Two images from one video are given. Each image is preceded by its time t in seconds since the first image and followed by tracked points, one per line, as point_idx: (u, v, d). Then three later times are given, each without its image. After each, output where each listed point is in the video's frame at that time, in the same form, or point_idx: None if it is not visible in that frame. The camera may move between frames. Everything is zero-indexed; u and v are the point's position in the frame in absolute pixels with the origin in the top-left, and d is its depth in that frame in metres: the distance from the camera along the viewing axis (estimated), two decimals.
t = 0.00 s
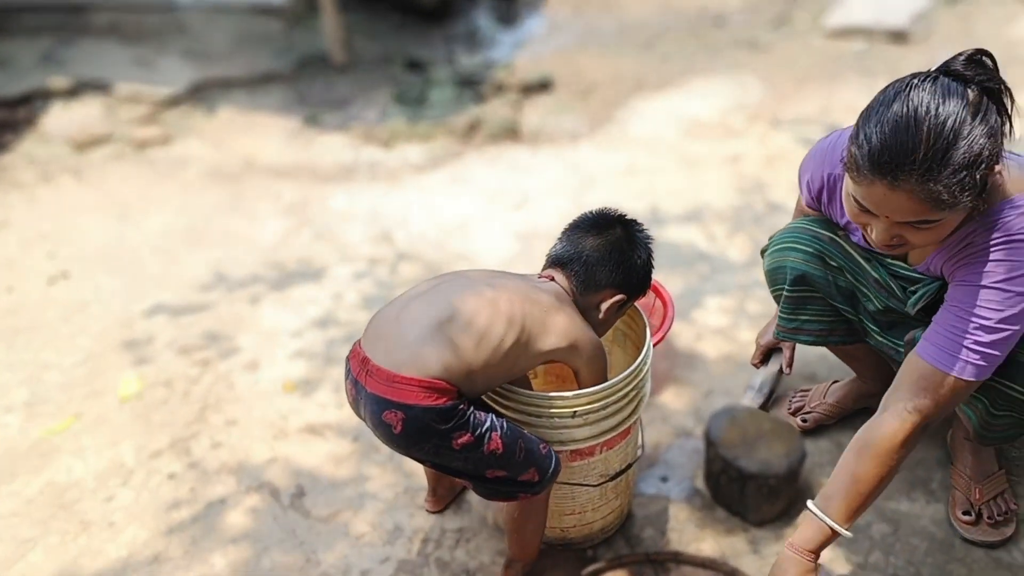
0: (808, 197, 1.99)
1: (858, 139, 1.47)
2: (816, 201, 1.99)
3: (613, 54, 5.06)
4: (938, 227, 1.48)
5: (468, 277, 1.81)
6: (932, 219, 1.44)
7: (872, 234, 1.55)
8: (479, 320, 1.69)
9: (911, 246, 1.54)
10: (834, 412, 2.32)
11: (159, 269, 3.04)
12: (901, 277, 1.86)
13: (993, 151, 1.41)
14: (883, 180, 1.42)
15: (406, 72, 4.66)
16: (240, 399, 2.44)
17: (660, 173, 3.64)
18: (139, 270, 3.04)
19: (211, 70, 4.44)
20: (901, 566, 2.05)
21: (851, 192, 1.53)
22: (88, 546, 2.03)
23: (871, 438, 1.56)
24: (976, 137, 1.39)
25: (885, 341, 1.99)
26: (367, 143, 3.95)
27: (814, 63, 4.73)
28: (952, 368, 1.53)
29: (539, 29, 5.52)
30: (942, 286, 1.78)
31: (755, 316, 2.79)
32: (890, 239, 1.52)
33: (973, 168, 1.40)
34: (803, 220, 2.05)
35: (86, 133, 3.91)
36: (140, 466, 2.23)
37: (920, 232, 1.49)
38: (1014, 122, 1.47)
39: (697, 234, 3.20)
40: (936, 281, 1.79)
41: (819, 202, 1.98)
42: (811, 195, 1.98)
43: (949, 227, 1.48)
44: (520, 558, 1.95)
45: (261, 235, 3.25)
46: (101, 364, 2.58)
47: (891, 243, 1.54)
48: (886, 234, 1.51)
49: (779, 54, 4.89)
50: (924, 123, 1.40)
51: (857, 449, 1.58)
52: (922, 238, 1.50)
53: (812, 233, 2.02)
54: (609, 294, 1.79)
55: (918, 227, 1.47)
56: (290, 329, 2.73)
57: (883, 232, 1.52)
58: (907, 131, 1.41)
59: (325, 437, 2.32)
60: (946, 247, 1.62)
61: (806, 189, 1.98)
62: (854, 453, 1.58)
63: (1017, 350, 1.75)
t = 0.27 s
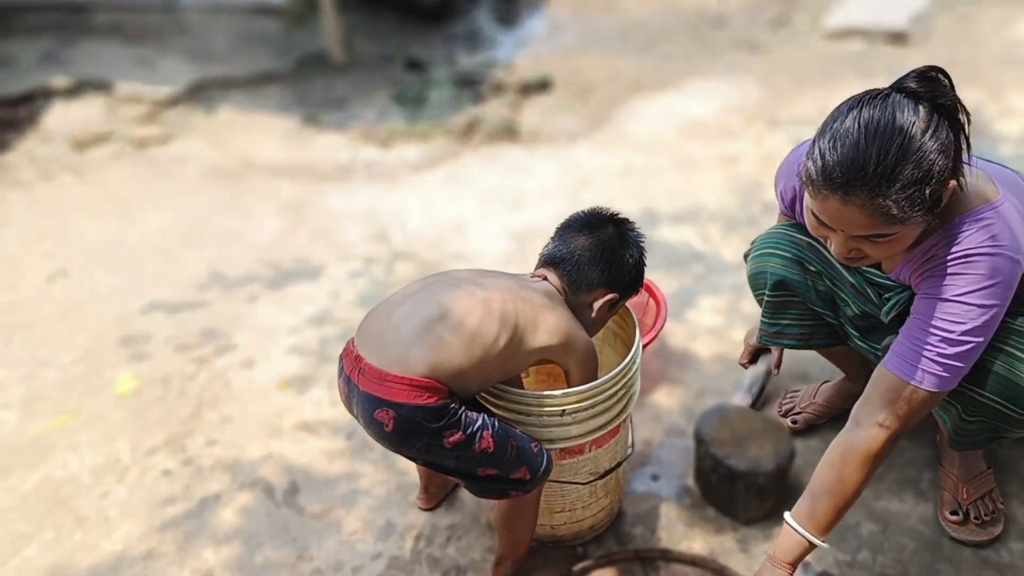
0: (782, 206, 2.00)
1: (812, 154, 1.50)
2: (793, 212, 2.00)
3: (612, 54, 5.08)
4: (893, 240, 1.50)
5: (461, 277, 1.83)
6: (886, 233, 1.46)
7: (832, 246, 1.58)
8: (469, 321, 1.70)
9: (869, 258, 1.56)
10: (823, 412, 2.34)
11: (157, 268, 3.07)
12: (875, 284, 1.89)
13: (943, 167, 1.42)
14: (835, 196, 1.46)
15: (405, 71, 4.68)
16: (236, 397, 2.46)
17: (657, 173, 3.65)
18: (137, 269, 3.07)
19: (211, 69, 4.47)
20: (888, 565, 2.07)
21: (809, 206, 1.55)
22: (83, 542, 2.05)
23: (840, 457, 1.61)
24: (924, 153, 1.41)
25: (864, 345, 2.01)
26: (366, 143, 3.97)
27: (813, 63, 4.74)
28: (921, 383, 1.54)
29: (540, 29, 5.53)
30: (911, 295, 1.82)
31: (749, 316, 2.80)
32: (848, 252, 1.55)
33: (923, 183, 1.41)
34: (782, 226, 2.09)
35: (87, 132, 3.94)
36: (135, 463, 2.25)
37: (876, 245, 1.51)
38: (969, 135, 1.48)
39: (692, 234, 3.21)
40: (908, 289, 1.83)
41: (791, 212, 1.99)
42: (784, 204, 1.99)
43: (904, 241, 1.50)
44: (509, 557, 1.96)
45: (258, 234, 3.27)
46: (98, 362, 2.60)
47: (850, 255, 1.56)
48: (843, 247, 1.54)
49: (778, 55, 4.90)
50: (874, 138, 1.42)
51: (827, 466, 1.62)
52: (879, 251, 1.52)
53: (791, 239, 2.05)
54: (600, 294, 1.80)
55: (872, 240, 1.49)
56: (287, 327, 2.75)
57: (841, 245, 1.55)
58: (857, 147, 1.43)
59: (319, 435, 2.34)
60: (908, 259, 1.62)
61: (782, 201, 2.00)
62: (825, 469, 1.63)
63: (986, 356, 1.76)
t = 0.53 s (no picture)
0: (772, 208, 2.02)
1: (784, 152, 1.52)
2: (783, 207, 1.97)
3: (612, 54, 5.08)
4: (869, 235, 1.50)
5: (454, 274, 1.84)
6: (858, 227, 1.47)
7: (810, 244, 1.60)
8: (457, 317, 1.72)
9: (849, 256, 1.57)
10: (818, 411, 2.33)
11: (155, 266, 3.08)
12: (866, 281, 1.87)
13: (911, 163, 1.43)
14: (806, 193, 1.47)
15: (405, 70, 4.69)
16: (232, 394, 2.47)
17: (655, 172, 3.66)
18: (136, 266, 3.08)
19: (211, 68, 4.48)
20: (881, 563, 2.07)
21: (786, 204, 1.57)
22: (78, 538, 2.06)
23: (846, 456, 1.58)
24: (891, 148, 1.42)
25: (855, 338, 2.01)
26: (365, 142, 3.97)
27: (812, 63, 4.74)
28: (911, 378, 1.54)
29: (540, 28, 5.54)
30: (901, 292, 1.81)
31: (745, 315, 2.80)
32: (825, 248, 1.56)
33: (891, 177, 1.42)
34: (776, 219, 2.09)
35: (86, 130, 3.94)
36: (131, 460, 2.26)
37: (851, 240, 1.52)
38: (941, 132, 1.49)
39: (690, 233, 3.22)
40: (897, 286, 1.82)
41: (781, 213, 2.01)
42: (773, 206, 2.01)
43: (880, 236, 1.51)
44: (504, 555, 1.96)
45: (256, 232, 3.28)
46: (95, 359, 2.61)
47: (828, 251, 1.57)
48: (820, 243, 1.55)
49: (778, 54, 4.91)
50: (841, 134, 1.43)
51: (835, 464, 1.60)
52: (855, 247, 1.53)
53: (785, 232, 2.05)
54: (592, 279, 1.78)
55: (847, 236, 1.50)
56: (284, 325, 2.76)
57: (819, 241, 1.56)
58: (824, 143, 1.44)
59: (315, 432, 2.35)
60: (896, 257, 1.64)
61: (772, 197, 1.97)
62: (832, 468, 1.60)
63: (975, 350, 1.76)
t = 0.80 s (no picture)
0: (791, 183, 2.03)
1: (797, 104, 1.49)
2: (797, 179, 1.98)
3: (609, 48, 5.03)
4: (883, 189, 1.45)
5: (438, 271, 1.80)
6: (870, 177, 1.42)
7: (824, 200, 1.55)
8: (437, 316, 1.68)
9: (864, 214, 1.52)
10: (819, 409, 2.29)
11: (143, 262, 3.03)
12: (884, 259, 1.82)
13: (924, 112, 1.38)
14: (816, 139, 1.43)
15: (399, 65, 4.63)
16: (220, 394, 2.43)
17: (652, 167, 3.60)
18: (124, 263, 3.03)
19: (203, 62, 4.42)
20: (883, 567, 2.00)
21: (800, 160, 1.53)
22: (59, 542, 2.01)
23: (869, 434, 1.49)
24: (901, 94, 1.38)
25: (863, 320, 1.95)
26: (358, 137, 3.92)
27: (811, 58, 4.68)
28: (939, 347, 1.48)
29: (537, 23, 5.48)
30: (920, 267, 1.76)
31: (744, 312, 2.75)
32: (838, 204, 1.51)
33: (903, 122, 1.38)
34: (794, 193, 2.03)
35: (75, 125, 3.89)
36: (115, 460, 2.21)
37: (862, 196, 1.47)
38: (960, 85, 1.44)
39: (687, 229, 3.17)
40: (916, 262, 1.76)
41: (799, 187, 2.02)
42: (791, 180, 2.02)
43: (895, 189, 1.45)
44: (494, 558, 1.92)
45: (247, 228, 3.23)
46: (80, 357, 2.57)
47: (840, 209, 1.53)
48: (832, 198, 1.50)
49: (777, 48, 4.85)
50: (853, 80, 1.40)
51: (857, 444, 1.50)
52: (868, 202, 1.48)
53: (801, 206, 1.99)
54: (586, 284, 1.73)
55: (860, 188, 1.45)
56: (274, 322, 2.71)
57: (831, 197, 1.51)
58: (837, 89, 1.41)
59: (304, 432, 2.31)
60: (921, 224, 1.63)
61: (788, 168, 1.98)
62: (855, 448, 1.50)
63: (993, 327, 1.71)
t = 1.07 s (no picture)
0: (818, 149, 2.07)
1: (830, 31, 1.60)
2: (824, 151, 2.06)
3: (600, 43, 4.95)
4: (910, 106, 1.53)
5: (422, 276, 1.72)
6: (898, 89, 1.50)
7: (850, 127, 1.62)
8: (424, 323, 1.60)
9: (889, 140, 1.59)
10: (814, 411, 2.23)
11: (119, 263, 2.95)
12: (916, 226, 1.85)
13: (953, 26, 1.49)
14: (847, 52, 1.53)
15: (386, 60, 4.55)
16: (196, 399, 2.35)
17: (644, 164, 3.53)
18: (99, 264, 2.95)
19: (184, 57, 4.32)
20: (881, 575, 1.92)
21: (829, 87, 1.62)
22: (27, 557, 1.96)
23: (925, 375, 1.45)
24: (931, 10, 1.48)
25: (888, 299, 1.94)
26: (343, 133, 3.83)
27: (805, 53, 4.61)
28: (995, 280, 1.47)
29: (527, 18, 5.40)
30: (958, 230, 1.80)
31: (738, 312, 2.69)
32: (864, 126, 1.58)
33: (931, 34, 1.48)
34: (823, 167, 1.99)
35: (52, 122, 3.80)
36: (85, 471, 2.16)
37: (891, 113, 1.54)
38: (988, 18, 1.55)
39: (680, 227, 3.10)
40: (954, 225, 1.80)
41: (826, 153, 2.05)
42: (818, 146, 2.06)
43: (923, 110, 1.53)
44: (482, 569, 1.85)
45: (226, 226, 3.14)
46: (53, 362, 2.50)
47: (867, 135, 1.60)
48: (859, 119, 1.57)
49: (772, 43, 4.77)
50: None
51: (912, 382, 1.46)
52: (894, 123, 1.55)
53: (833, 180, 1.97)
54: (575, 286, 1.66)
55: (886, 105, 1.53)
56: (253, 324, 2.62)
57: (857, 119, 1.59)
58: (869, 5, 1.53)
59: (283, 439, 2.23)
60: (964, 168, 1.69)
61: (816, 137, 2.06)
62: (911, 385, 1.46)
63: None
